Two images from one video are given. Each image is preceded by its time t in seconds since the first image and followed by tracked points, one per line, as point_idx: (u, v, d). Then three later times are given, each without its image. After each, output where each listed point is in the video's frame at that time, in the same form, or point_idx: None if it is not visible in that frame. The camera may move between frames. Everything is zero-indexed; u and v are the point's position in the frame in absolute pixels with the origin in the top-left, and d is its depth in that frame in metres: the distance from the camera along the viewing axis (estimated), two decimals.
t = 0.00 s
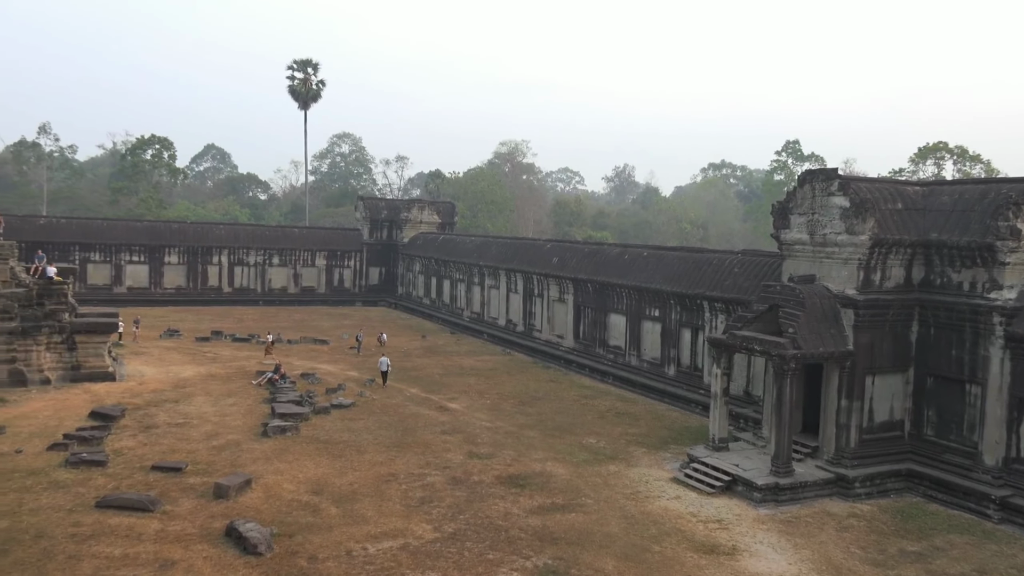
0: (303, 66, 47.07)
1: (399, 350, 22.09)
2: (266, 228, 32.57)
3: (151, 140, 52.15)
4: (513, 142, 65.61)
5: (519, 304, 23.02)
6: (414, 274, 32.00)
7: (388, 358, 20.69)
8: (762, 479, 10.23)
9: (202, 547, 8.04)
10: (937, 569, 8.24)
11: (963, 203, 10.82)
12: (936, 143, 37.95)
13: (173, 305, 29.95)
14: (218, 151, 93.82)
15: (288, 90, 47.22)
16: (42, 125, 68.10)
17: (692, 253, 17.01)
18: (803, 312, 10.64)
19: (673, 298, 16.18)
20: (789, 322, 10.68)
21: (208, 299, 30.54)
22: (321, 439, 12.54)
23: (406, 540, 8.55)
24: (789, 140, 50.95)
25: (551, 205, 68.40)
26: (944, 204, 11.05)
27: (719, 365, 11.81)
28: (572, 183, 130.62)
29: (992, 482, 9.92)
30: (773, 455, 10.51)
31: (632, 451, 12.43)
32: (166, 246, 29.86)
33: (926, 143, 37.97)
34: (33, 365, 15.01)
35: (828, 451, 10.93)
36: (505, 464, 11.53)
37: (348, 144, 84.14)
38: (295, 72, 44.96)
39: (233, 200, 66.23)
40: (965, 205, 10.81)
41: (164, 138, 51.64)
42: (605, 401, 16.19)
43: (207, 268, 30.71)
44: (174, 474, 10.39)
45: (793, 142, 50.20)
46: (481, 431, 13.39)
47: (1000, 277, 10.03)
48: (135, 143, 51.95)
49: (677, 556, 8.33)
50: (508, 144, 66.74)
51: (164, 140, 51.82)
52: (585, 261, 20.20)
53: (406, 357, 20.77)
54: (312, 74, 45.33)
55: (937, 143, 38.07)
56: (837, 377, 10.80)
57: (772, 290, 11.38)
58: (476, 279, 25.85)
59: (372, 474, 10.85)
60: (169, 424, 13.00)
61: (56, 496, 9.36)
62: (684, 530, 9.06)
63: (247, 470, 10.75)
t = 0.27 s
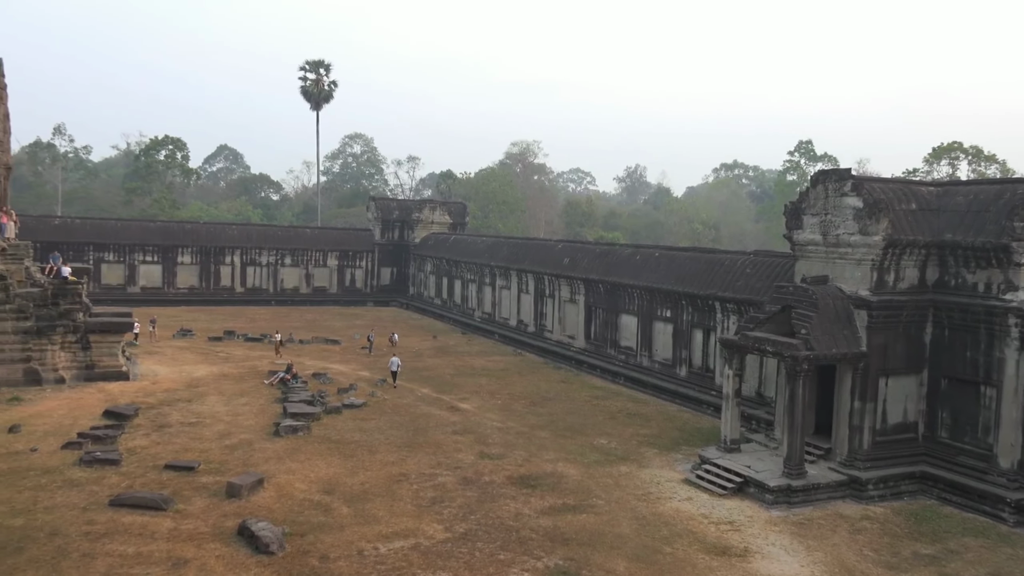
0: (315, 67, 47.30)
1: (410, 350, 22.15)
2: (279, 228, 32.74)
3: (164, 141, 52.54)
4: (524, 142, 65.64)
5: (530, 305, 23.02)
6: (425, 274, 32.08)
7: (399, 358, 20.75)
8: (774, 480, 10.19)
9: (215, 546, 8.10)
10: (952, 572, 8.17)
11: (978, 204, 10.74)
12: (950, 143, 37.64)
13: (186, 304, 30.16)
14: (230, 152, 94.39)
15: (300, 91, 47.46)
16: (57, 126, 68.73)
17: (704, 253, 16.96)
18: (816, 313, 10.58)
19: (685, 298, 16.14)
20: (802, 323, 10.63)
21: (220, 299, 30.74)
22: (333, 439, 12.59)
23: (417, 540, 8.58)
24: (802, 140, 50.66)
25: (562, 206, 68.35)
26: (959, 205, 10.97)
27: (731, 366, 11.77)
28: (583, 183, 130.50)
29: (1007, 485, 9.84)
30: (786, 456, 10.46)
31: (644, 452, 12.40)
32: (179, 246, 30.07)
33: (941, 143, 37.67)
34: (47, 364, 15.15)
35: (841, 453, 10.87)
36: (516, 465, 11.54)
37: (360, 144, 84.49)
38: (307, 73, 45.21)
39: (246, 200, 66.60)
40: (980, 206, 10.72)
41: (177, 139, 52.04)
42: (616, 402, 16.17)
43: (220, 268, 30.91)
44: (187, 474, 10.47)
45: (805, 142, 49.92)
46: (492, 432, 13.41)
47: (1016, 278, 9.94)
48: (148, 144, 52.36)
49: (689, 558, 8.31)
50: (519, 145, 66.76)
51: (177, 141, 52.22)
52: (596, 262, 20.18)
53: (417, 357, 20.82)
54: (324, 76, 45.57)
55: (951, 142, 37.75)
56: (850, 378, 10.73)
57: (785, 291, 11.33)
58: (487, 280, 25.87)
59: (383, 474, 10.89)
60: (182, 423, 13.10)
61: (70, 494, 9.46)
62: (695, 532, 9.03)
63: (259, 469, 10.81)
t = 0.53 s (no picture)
0: (328, 68, 47.52)
1: (422, 350, 22.20)
2: (291, 229, 32.91)
3: (178, 142, 52.95)
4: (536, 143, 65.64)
5: (541, 305, 23.01)
6: (436, 275, 32.16)
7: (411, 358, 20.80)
8: (787, 482, 10.14)
9: (228, 545, 8.16)
10: None
11: (994, 204, 10.64)
12: (965, 143, 37.30)
13: (199, 304, 30.37)
14: (243, 153, 94.93)
15: (312, 92, 47.69)
16: (73, 127, 69.41)
17: (717, 254, 16.91)
18: (829, 314, 10.52)
19: (697, 299, 16.09)
20: (815, 324, 10.57)
21: (233, 299, 30.93)
22: (345, 439, 12.65)
23: (429, 540, 8.60)
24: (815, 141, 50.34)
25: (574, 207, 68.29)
26: (974, 205, 10.87)
27: (743, 367, 11.72)
28: (595, 184, 130.34)
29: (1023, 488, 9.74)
30: (799, 458, 10.41)
31: (655, 454, 12.38)
32: (192, 246, 30.28)
33: (956, 143, 37.34)
34: (62, 364, 15.29)
35: (854, 455, 10.81)
36: (528, 466, 11.54)
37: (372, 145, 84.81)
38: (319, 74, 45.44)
39: (259, 201, 66.97)
40: (995, 206, 10.62)
41: (191, 140, 52.43)
42: (628, 403, 16.14)
43: (233, 269, 31.10)
44: (200, 473, 10.55)
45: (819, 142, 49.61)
46: (504, 432, 13.42)
47: None
48: (162, 145, 52.76)
49: (701, 560, 8.29)
50: (531, 146, 66.77)
51: (190, 142, 52.61)
52: (608, 263, 20.15)
53: (428, 358, 20.87)
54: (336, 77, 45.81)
55: (966, 143, 37.42)
56: (864, 380, 10.66)
57: (798, 292, 11.27)
58: (499, 281, 25.89)
59: (395, 474, 10.93)
60: (195, 422, 13.20)
61: (85, 492, 9.56)
62: (707, 533, 9.00)
63: (271, 469, 10.88)
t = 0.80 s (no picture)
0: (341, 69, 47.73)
1: (434, 351, 22.25)
2: (303, 229, 33.09)
3: (192, 144, 53.37)
4: (547, 144, 65.63)
5: (553, 306, 23.00)
6: (448, 276, 32.24)
7: (422, 359, 20.86)
8: (800, 485, 10.09)
9: (240, 545, 8.22)
10: None
11: (1010, 205, 10.55)
12: (980, 143, 36.95)
13: (212, 305, 30.58)
14: (256, 155, 95.50)
15: (325, 94, 47.92)
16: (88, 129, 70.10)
17: (729, 255, 16.85)
18: (843, 316, 10.47)
19: (710, 301, 16.04)
20: (828, 326, 10.52)
21: (246, 300, 31.13)
22: (357, 439, 12.71)
23: (440, 541, 8.63)
24: (829, 142, 50.03)
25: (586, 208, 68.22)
26: (990, 206, 10.77)
27: (756, 369, 11.68)
28: (607, 185, 130.17)
29: None
30: (812, 461, 10.36)
31: (667, 456, 12.35)
32: (206, 247, 30.51)
33: (971, 143, 36.99)
34: (77, 364, 15.43)
35: (867, 458, 10.73)
36: (539, 467, 11.55)
37: (384, 146, 85.11)
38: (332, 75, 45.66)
39: (272, 202, 67.34)
40: (1011, 207, 10.52)
41: (205, 142, 52.83)
42: (640, 404, 16.10)
43: (246, 269, 31.31)
44: (213, 472, 10.64)
45: (832, 143, 49.30)
46: (515, 433, 13.43)
47: None
48: (177, 146, 53.17)
49: (713, 562, 8.26)
50: (543, 147, 66.79)
51: (204, 143, 53.00)
52: (620, 264, 20.11)
53: (440, 359, 20.92)
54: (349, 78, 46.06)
55: (982, 143, 37.07)
56: (878, 382, 10.59)
57: (811, 293, 11.22)
58: (511, 281, 25.90)
59: (406, 474, 10.97)
60: (209, 422, 13.30)
61: (99, 491, 9.66)
62: (719, 536, 8.97)
63: (284, 469, 10.95)
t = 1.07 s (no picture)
0: (353, 72, 47.96)
1: (445, 353, 22.30)
2: (316, 231, 33.25)
3: (206, 146, 53.78)
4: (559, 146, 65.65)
5: (565, 308, 22.99)
6: (460, 277, 32.29)
7: (434, 361, 20.90)
8: (813, 488, 10.03)
9: (253, 545, 8.27)
10: None
11: None
12: (997, 144, 36.60)
13: (225, 306, 30.79)
14: (269, 156, 96.03)
15: (338, 96, 48.15)
16: (103, 131, 70.75)
17: (742, 257, 16.79)
18: (857, 318, 10.40)
19: (722, 303, 15.98)
20: (842, 328, 10.45)
21: (259, 301, 31.31)
22: (368, 440, 12.76)
23: (452, 542, 8.65)
24: (842, 143, 49.71)
25: (597, 209, 68.12)
26: (1006, 208, 10.67)
27: (769, 371, 11.62)
28: (619, 187, 129.97)
29: None
30: (825, 463, 10.29)
31: (679, 458, 12.31)
32: (219, 248, 30.72)
33: (987, 144, 36.64)
34: (92, 365, 15.57)
35: (881, 461, 10.66)
36: (551, 469, 11.55)
37: (396, 148, 85.42)
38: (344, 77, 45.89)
39: (285, 204, 67.73)
40: None
41: (219, 144, 53.20)
42: (652, 407, 16.06)
43: (259, 271, 31.50)
44: (226, 473, 10.71)
45: (846, 144, 48.97)
46: (527, 435, 13.44)
47: None
48: (190, 148, 53.57)
49: (725, 565, 8.23)
50: (555, 149, 66.79)
51: (218, 145, 53.37)
52: (632, 265, 20.08)
53: (452, 360, 20.96)
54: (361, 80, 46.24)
55: (998, 144, 36.72)
56: (892, 385, 10.51)
57: (825, 295, 11.16)
58: (523, 283, 25.91)
59: (418, 476, 11.00)
60: (222, 423, 13.40)
61: (113, 491, 9.74)
62: (731, 539, 8.93)
63: (296, 470, 11.01)
